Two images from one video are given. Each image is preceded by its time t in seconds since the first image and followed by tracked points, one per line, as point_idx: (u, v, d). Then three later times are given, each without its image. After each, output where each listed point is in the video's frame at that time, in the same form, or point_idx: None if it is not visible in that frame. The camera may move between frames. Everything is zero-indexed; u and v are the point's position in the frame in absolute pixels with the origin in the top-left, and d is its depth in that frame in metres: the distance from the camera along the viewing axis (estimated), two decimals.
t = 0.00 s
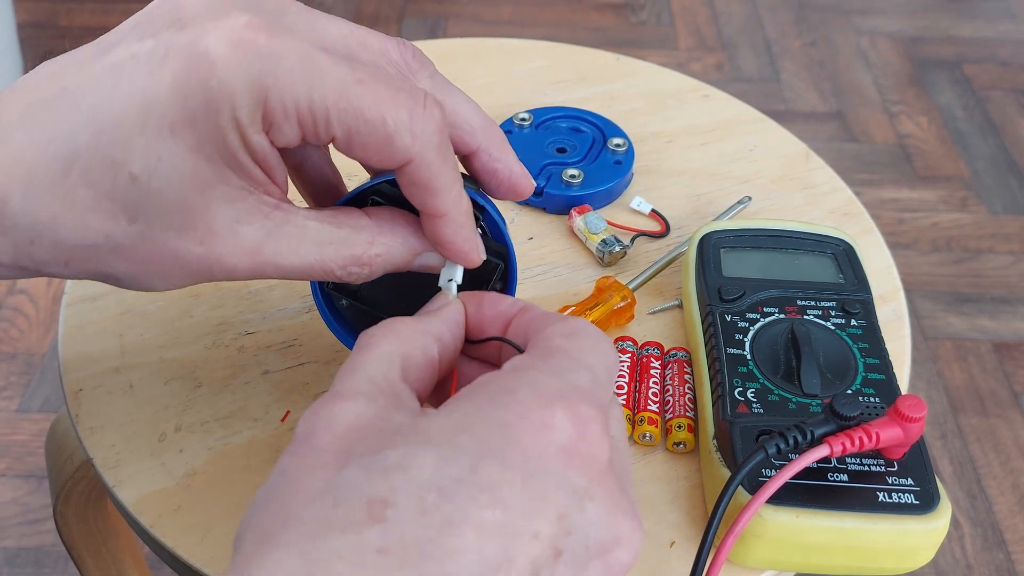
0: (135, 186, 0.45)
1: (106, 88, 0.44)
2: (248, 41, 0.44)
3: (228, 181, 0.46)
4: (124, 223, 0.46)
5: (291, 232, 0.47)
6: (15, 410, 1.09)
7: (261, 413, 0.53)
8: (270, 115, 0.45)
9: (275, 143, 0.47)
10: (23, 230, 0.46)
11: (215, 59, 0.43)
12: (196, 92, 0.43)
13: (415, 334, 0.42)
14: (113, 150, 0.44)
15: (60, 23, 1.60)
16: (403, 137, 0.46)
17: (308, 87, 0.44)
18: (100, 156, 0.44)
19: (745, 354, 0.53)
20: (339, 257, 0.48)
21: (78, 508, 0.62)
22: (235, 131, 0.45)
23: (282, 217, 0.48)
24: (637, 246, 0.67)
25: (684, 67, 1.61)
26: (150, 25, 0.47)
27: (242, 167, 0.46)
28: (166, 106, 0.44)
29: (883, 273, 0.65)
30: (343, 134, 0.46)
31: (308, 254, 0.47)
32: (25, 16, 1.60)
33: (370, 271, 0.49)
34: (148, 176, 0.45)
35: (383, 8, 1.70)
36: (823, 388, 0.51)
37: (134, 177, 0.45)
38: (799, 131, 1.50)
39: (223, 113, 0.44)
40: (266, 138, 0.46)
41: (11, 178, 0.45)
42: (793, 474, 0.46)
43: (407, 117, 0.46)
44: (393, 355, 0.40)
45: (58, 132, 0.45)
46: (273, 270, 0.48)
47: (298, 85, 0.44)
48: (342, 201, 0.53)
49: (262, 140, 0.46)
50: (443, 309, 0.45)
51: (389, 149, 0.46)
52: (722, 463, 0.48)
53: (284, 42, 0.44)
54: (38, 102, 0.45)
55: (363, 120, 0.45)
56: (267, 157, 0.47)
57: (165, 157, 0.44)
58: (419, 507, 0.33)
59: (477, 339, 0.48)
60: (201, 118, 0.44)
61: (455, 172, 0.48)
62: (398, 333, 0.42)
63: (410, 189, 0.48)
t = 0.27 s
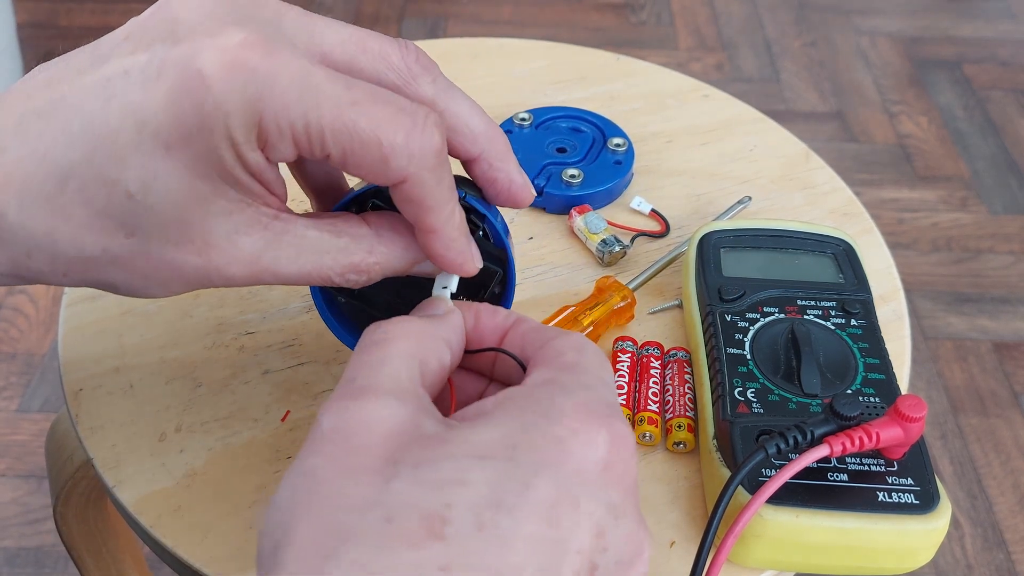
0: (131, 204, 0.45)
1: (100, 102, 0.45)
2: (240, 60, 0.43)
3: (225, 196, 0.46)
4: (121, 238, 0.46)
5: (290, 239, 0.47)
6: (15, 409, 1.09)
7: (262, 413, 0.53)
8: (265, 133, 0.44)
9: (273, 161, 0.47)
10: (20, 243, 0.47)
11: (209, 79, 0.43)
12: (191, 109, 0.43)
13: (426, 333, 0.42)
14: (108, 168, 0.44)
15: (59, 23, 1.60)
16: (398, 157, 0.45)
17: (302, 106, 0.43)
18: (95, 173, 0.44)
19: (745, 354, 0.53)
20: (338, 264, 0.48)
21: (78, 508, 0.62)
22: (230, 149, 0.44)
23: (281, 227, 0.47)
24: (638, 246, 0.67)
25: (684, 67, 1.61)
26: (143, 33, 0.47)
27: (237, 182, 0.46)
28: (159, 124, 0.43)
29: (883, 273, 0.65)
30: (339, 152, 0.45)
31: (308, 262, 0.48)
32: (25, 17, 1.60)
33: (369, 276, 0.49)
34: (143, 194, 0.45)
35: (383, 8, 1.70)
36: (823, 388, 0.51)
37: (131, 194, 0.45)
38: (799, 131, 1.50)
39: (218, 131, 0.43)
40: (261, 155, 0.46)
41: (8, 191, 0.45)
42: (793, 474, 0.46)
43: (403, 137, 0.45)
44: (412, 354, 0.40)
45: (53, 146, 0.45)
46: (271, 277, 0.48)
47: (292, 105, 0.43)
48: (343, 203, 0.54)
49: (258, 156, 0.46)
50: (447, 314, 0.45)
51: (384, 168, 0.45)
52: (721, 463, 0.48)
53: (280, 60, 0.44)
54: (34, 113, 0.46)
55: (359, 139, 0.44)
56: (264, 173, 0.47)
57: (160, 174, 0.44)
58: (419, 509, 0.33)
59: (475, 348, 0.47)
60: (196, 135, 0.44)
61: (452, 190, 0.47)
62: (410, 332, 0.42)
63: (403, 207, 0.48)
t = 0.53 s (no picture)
0: (127, 206, 0.45)
1: (97, 106, 0.44)
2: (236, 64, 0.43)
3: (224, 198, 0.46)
4: (118, 239, 0.46)
5: (290, 241, 0.48)
6: (15, 409, 1.09)
7: (262, 413, 0.53)
8: (262, 136, 0.44)
9: (271, 162, 0.47)
10: (19, 245, 0.47)
11: (204, 82, 0.43)
12: (185, 112, 0.43)
13: (439, 343, 0.42)
14: (104, 170, 0.44)
15: (60, 22, 1.60)
16: (393, 160, 0.45)
17: (299, 110, 0.44)
18: (91, 174, 0.44)
19: (745, 354, 0.53)
20: (337, 269, 0.48)
21: (78, 507, 0.62)
22: (227, 150, 0.45)
23: (279, 230, 0.48)
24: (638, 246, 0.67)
25: (684, 67, 1.61)
26: (143, 37, 0.47)
27: (235, 182, 0.46)
28: (156, 127, 0.43)
29: (883, 273, 0.65)
30: (336, 155, 0.45)
31: (306, 266, 0.48)
32: (25, 16, 1.60)
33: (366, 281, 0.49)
34: (140, 195, 0.45)
35: (383, 7, 1.70)
36: (823, 388, 0.51)
37: (127, 197, 0.45)
38: (799, 131, 1.50)
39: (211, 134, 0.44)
40: (259, 156, 0.46)
41: (7, 195, 0.45)
42: (793, 474, 0.46)
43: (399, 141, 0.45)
44: (421, 363, 0.40)
45: (50, 150, 0.45)
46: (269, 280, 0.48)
47: (289, 109, 0.43)
48: (342, 208, 0.53)
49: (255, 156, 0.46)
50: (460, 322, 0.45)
51: (380, 171, 0.45)
52: (721, 463, 0.48)
53: (277, 63, 0.44)
54: (32, 116, 0.45)
55: (355, 143, 0.44)
56: (261, 174, 0.47)
57: (157, 176, 0.44)
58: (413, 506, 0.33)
59: (487, 357, 0.47)
60: (192, 138, 0.44)
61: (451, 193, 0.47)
62: (424, 342, 0.42)
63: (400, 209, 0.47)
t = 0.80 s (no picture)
0: (135, 205, 0.45)
1: (106, 106, 0.43)
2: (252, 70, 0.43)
3: (227, 198, 0.46)
4: (119, 237, 0.46)
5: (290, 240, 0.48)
6: (15, 408, 1.09)
7: (261, 412, 0.53)
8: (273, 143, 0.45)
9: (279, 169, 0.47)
10: (20, 242, 0.46)
11: (219, 85, 0.42)
12: (199, 115, 0.43)
13: (427, 346, 0.42)
14: (112, 169, 0.44)
15: (59, 22, 1.60)
16: (404, 168, 0.45)
17: (311, 118, 0.44)
18: (98, 173, 0.44)
19: (745, 354, 0.53)
20: (337, 267, 0.48)
21: (77, 506, 0.62)
22: (237, 154, 0.44)
23: (280, 229, 0.48)
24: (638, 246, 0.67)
25: (684, 67, 1.61)
26: (154, 39, 0.46)
27: (241, 188, 0.46)
28: (168, 128, 0.43)
29: (883, 273, 0.65)
30: (345, 163, 0.46)
31: (306, 264, 0.48)
32: (25, 15, 1.60)
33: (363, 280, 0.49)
34: (146, 194, 0.44)
35: (383, 7, 1.70)
36: (823, 387, 0.51)
37: (133, 195, 0.44)
38: (799, 131, 1.50)
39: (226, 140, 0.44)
40: (268, 163, 0.46)
41: (9, 192, 0.44)
42: (793, 474, 0.46)
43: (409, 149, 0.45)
44: (408, 364, 0.41)
45: (56, 148, 0.44)
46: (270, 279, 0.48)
47: (301, 117, 0.44)
48: (344, 209, 0.54)
49: (264, 164, 0.46)
50: (451, 326, 0.46)
51: (390, 180, 0.46)
52: (721, 462, 0.48)
53: (289, 70, 0.44)
54: (38, 114, 0.44)
55: (366, 151, 0.45)
56: (268, 180, 0.47)
57: (165, 177, 0.44)
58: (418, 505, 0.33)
59: (483, 356, 0.47)
60: (204, 142, 0.44)
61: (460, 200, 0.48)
62: (412, 345, 0.42)
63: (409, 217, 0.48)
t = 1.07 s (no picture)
0: (137, 205, 0.45)
1: (113, 106, 0.43)
2: (261, 79, 0.43)
3: (226, 198, 0.46)
4: (117, 234, 0.46)
5: (287, 236, 0.48)
6: (15, 408, 1.09)
7: (261, 412, 0.53)
8: (278, 151, 0.45)
9: (282, 174, 0.47)
10: (21, 235, 0.46)
11: (227, 92, 0.42)
12: (205, 122, 0.43)
13: (425, 354, 0.42)
14: (115, 168, 0.44)
15: (59, 22, 1.60)
16: (409, 178, 0.45)
17: (318, 127, 0.44)
18: (101, 172, 0.44)
19: (745, 354, 0.53)
20: (333, 263, 0.49)
21: (77, 506, 0.62)
22: (241, 160, 0.44)
23: (279, 227, 0.48)
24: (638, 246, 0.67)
25: (684, 67, 1.61)
26: (164, 44, 0.46)
27: (242, 190, 0.46)
28: (173, 132, 0.43)
29: (883, 273, 0.65)
30: (349, 172, 0.46)
31: (304, 259, 0.48)
32: (25, 16, 1.60)
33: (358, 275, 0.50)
34: (149, 195, 0.44)
35: (383, 7, 1.70)
36: (823, 388, 0.51)
37: (136, 195, 0.44)
38: (799, 131, 1.50)
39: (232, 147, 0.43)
40: (272, 169, 0.46)
41: (11, 187, 0.44)
42: (793, 474, 0.46)
43: (414, 160, 0.45)
44: (405, 370, 0.41)
45: (60, 145, 0.44)
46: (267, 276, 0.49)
47: (308, 125, 0.44)
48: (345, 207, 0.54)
49: (268, 170, 0.46)
50: (445, 331, 0.46)
51: (393, 188, 0.46)
52: (721, 463, 0.48)
53: (299, 81, 0.44)
54: (44, 111, 0.44)
55: (370, 161, 0.45)
56: (270, 185, 0.47)
57: (168, 178, 0.44)
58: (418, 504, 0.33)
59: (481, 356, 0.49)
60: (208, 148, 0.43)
61: (463, 209, 0.48)
62: (410, 352, 0.42)
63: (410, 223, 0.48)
